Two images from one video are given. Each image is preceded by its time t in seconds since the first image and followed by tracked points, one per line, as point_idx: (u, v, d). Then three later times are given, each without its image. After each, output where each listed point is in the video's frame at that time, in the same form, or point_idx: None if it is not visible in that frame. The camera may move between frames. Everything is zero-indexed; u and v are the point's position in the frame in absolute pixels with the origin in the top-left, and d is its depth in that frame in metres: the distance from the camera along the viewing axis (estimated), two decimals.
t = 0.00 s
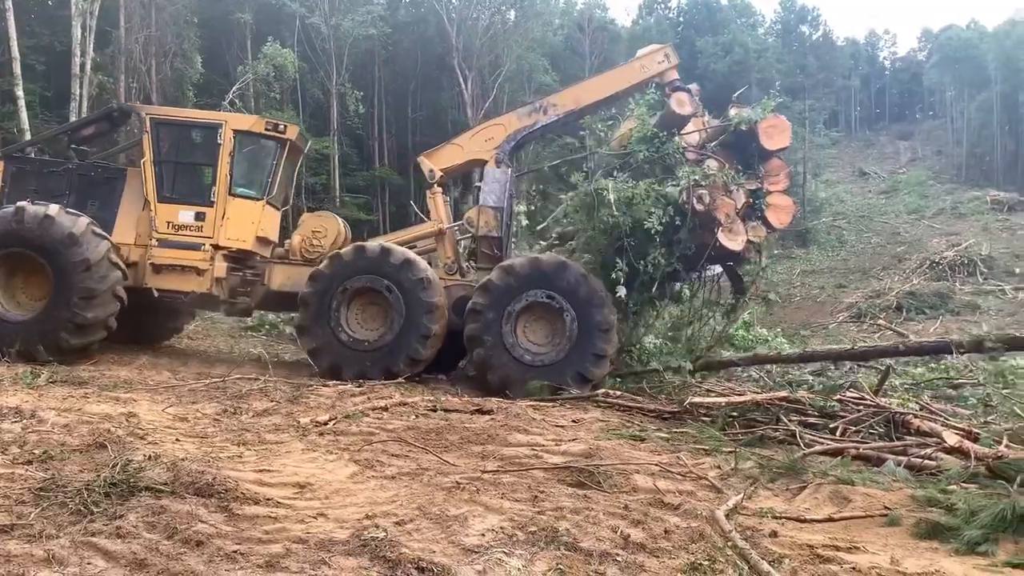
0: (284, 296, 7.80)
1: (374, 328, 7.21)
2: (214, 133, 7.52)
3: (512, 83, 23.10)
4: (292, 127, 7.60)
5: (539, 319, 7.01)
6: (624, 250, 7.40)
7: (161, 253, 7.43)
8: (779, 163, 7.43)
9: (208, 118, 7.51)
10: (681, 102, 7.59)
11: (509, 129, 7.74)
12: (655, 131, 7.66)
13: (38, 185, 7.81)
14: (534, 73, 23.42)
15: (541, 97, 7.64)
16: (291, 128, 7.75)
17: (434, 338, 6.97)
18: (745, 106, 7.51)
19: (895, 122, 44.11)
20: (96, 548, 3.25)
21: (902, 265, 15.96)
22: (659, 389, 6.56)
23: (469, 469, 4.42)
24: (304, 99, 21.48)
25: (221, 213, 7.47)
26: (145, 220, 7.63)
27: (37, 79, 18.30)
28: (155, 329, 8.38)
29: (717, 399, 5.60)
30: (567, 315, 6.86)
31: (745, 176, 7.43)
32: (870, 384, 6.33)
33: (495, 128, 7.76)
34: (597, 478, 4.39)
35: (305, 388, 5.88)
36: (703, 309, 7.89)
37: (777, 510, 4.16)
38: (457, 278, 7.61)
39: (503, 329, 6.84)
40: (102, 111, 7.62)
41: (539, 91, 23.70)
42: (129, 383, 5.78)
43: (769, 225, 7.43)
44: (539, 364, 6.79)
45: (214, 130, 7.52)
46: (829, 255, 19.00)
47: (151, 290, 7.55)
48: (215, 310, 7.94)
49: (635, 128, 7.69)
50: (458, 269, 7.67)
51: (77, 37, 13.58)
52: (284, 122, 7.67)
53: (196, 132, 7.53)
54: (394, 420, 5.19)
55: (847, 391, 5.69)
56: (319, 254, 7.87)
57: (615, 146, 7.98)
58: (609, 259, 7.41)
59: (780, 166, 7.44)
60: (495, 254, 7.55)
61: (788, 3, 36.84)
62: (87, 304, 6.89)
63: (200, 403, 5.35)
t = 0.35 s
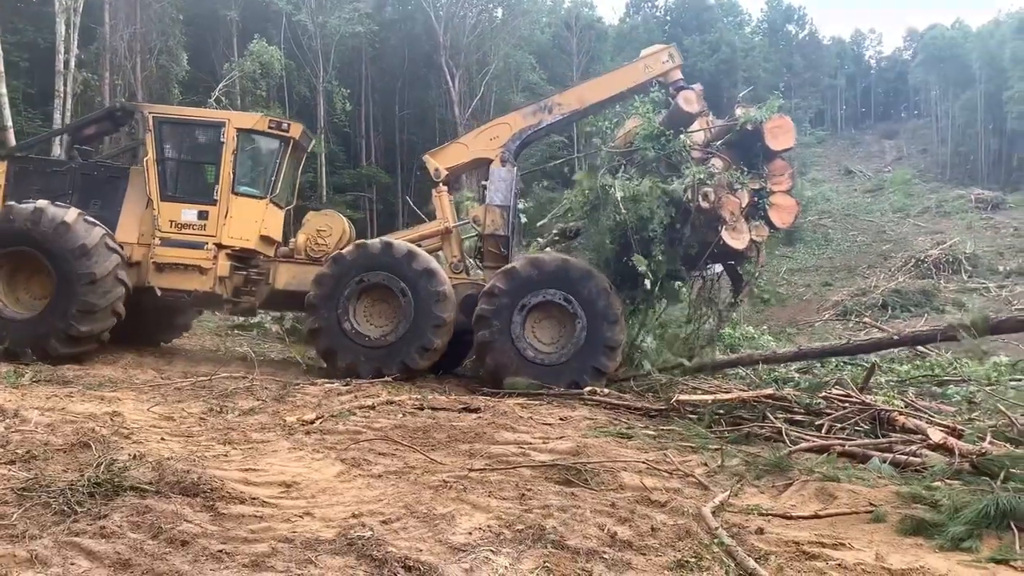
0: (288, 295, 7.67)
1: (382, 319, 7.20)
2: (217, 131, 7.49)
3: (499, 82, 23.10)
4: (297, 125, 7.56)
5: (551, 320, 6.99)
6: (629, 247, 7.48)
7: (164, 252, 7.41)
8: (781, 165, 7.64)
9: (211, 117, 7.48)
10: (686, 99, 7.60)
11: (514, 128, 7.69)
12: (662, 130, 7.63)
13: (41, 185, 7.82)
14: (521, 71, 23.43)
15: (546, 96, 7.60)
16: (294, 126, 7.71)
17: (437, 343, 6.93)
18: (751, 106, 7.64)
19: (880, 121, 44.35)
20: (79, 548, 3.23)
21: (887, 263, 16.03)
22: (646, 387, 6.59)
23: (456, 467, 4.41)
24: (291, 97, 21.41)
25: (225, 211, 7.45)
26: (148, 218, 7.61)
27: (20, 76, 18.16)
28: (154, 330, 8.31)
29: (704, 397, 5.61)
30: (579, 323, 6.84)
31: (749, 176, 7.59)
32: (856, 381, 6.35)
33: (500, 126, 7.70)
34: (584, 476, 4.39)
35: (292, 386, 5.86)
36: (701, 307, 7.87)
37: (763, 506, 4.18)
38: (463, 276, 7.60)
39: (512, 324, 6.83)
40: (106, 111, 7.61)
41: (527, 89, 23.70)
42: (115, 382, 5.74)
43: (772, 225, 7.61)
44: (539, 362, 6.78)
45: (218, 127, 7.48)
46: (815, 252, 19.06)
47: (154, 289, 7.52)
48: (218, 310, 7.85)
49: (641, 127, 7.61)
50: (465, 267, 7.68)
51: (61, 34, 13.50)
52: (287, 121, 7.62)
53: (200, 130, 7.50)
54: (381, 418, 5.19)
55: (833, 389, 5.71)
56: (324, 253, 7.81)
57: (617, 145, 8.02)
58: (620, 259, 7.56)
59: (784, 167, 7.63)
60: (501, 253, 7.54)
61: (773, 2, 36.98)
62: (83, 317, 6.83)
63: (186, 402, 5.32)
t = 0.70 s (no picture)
0: (301, 297, 7.64)
1: (398, 315, 7.20)
2: (231, 133, 7.47)
3: (494, 82, 23.11)
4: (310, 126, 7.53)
5: (570, 324, 6.99)
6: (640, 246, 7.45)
7: (177, 254, 7.37)
8: (796, 168, 7.61)
9: (224, 118, 7.45)
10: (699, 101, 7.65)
11: (528, 130, 7.67)
12: (677, 131, 7.58)
13: (54, 187, 7.79)
14: (516, 71, 23.44)
15: (559, 98, 7.59)
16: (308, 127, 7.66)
17: (443, 355, 6.94)
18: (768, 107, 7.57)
19: (873, 121, 44.43)
20: (72, 549, 3.22)
21: (881, 263, 16.06)
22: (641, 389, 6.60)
23: (451, 467, 4.41)
24: (285, 97, 21.37)
25: (239, 213, 7.43)
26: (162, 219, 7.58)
27: (13, 76, 18.09)
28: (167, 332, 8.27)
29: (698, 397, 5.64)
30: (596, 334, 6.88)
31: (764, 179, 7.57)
32: (850, 383, 6.34)
33: (514, 128, 7.67)
34: (578, 477, 4.39)
35: (286, 387, 5.85)
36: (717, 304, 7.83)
37: (758, 506, 4.18)
38: (478, 277, 7.59)
39: (531, 318, 6.84)
40: (119, 113, 7.57)
41: (522, 89, 23.70)
42: (109, 383, 5.72)
43: (785, 228, 7.61)
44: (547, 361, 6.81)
45: (231, 129, 7.46)
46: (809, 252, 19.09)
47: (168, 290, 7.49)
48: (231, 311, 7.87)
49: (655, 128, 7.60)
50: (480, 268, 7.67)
51: (54, 33, 13.46)
52: (301, 122, 7.59)
53: (213, 132, 7.47)
54: (375, 418, 5.18)
55: (827, 388, 5.72)
56: (337, 255, 7.64)
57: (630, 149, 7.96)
58: (631, 259, 7.58)
59: (797, 170, 7.63)
60: (516, 254, 7.55)
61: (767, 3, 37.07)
62: (89, 338, 6.84)
63: (179, 403, 5.30)
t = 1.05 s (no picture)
0: (333, 299, 7.73)
1: (432, 309, 7.23)
2: (264, 138, 7.49)
3: (495, 83, 23.13)
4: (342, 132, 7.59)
5: (604, 329, 7.10)
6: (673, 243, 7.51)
7: (211, 257, 7.34)
8: (827, 175, 7.68)
9: (257, 123, 7.47)
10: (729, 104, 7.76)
11: (557, 135, 7.78)
12: (711, 134, 7.63)
13: (87, 191, 7.78)
14: (517, 73, 23.46)
15: (591, 103, 7.73)
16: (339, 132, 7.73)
17: (451, 375, 6.99)
18: (802, 114, 7.70)
19: (874, 121, 44.40)
20: (77, 550, 3.22)
21: (884, 264, 16.04)
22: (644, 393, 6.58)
23: (454, 468, 4.41)
24: (287, 98, 21.39)
25: (273, 217, 7.44)
26: (195, 223, 7.59)
27: (15, 78, 18.12)
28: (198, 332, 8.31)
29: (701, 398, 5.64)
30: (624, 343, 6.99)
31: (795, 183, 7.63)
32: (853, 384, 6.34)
33: (543, 133, 7.78)
34: (581, 477, 4.40)
35: (289, 388, 5.86)
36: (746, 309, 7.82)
37: (761, 507, 4.19)
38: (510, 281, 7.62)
39: (572, 306, 6.94)
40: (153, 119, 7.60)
41: (523, 90, 23.72)
42: (111, 385, 5.73)
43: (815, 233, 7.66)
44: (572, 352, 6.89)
45: (265, 134, 7.49)
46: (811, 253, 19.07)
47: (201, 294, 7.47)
48: (262, 313, 7.98)
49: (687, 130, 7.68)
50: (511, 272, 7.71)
51: (57, 35, 13.48)
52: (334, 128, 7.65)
53: (246, 136, 7.47)
54: (378, 420, 5.19)
55: (829, 388, 5.72)
56: (369, 258, 7.76)
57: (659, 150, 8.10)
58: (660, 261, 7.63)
59: (829, 177, 7.70)
60: (546, 258, 7.65)
61: (769, 3, 37.07)
62: (99, 356, 6.84)
63: (183, 404, 5.30)
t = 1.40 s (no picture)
0: (368, 303, 7.72)
1: (474, 306, 7.18)
2: (300, 141, 7.50)
3: (497, 83, 23.12)
4: (378, 135, 7.60)
5: (641, 334, 7.16)
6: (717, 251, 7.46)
7: (247, 260, 7.36)
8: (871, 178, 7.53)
9: (293, 125, 7.48)
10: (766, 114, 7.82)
11: (592, 137, 7.84)
12: (754, 141, 7.58)
13: (122, 195, 7.75)
14: (519, 73, 23.46)
15: (625, 105, 7.80)
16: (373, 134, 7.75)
17: (458, 384, 7.00)
18: (843, 118, 7.55)
19: (876, 121, 44.34)
20: (79, 551, 3.22)
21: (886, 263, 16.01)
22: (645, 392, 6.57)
23: (457, 468, 4.41)
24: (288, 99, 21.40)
25: (308, 220, 7.45)
26: (230, 225, 7.61)
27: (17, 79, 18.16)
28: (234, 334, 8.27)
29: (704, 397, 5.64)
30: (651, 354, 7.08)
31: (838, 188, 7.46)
32: (855, 383, 6.32)
33: (578, 136, 7.84)
34: (584, 477, 4.39)
35: (291, 388, 5.87)
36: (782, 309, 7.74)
37: (764, 506, 4.18)
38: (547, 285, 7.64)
39: (628, 298, 7.02)
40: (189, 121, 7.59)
41: (525, 90, 23.72)
42: (113, 385, 5.73)
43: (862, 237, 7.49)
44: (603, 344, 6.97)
45: (300, 137, 7.50)
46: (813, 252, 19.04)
47: (237, 297, 7.49)
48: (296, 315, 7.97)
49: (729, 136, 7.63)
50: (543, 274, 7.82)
51: (59, 36, 13.51)
52: (368, 130, 7.66)
53: (282, 140, 7.49)
54: (381, 420, 5.19)
55: (831, 388, 5.72)
56: (402, 262, 7.74)
57: (698, 156, 8.09)
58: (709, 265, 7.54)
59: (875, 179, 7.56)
60: (581, 260, 7.75)
61: (771, 2, 37.04)
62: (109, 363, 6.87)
63: (185, 404, 5.30)
